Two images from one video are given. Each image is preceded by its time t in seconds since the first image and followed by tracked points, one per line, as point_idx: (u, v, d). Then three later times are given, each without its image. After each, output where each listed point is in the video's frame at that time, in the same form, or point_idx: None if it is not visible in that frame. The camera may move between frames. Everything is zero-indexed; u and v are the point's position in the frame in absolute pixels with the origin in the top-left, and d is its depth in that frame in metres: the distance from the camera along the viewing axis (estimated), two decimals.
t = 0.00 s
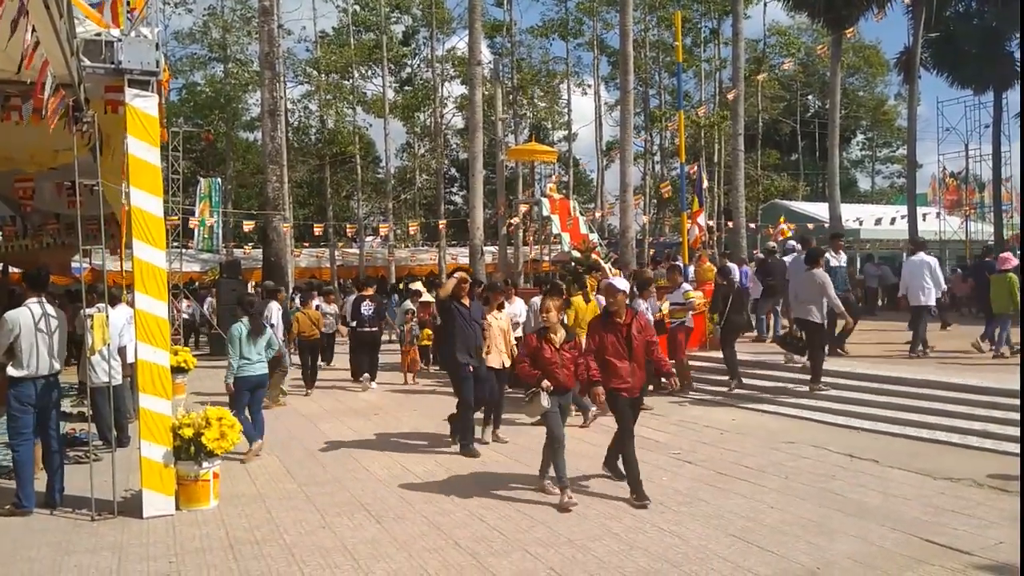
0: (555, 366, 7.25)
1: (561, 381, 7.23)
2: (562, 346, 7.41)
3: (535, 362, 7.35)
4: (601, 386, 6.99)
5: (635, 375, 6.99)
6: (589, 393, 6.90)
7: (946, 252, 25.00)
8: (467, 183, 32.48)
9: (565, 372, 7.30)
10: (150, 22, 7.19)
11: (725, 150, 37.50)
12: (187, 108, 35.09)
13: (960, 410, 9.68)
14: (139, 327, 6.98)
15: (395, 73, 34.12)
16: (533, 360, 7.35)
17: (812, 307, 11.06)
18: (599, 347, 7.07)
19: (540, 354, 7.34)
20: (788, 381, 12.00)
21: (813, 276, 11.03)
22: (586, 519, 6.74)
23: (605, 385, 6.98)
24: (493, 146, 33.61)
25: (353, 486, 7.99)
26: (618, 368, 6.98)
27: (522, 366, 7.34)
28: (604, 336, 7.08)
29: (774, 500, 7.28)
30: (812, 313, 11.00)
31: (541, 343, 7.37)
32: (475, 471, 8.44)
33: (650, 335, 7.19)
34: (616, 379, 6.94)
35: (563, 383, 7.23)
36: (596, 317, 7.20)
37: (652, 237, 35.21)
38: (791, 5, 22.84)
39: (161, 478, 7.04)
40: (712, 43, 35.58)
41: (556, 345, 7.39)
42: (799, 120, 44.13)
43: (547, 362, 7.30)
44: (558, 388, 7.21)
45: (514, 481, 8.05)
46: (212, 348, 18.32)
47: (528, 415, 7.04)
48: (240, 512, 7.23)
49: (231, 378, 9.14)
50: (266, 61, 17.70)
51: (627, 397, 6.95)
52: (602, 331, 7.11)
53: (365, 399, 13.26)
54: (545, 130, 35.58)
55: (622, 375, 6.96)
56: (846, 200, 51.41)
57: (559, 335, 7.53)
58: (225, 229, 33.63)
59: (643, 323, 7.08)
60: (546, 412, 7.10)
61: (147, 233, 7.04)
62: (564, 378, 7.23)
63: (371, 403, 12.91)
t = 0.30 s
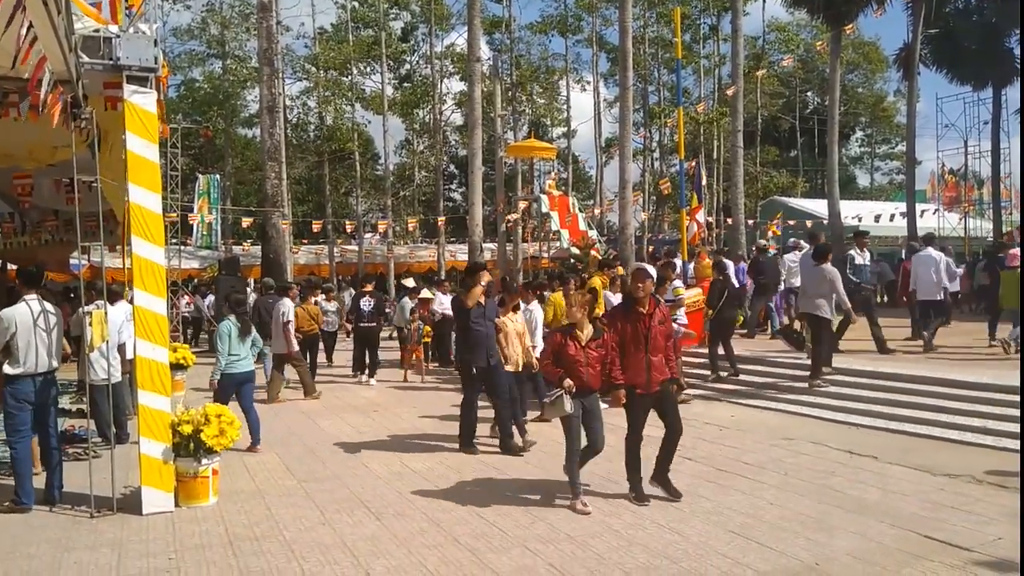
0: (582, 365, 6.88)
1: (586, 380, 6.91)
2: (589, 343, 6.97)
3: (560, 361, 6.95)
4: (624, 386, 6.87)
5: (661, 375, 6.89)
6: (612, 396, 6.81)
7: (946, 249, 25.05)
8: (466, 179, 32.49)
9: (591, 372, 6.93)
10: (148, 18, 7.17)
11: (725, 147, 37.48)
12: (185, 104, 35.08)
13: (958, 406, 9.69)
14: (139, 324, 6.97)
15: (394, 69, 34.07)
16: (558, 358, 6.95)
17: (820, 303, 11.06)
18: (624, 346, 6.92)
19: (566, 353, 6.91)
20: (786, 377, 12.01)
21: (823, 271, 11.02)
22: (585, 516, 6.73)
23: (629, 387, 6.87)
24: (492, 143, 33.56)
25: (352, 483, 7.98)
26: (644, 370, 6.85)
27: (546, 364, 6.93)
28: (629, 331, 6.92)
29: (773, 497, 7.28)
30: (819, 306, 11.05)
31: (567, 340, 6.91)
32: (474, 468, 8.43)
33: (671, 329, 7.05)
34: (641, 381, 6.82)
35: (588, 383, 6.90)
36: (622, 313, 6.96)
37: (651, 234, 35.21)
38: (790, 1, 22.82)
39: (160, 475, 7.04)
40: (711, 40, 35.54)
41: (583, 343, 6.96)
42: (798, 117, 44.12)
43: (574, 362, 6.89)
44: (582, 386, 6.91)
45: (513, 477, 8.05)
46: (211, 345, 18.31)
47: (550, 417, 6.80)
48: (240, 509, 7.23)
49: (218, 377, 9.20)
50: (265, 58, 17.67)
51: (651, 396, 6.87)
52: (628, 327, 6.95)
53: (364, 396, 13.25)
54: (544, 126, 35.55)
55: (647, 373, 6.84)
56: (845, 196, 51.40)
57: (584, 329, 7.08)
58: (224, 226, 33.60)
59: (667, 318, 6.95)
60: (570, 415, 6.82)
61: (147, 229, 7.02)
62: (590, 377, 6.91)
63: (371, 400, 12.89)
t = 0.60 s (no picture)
0: (615, 371, 6.29)
1: (620, 387, 6.31)
2: (622, 347, 6.39)
3: (591, 365, 6.38)
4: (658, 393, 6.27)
5: (697, 384, 6.25)
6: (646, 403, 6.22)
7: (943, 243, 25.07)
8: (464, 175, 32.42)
9: (625, 378, 6.33)
10: (144, 14, 7.15)
11: (722, 141, 37.48)
12: (182, 100, 35.05)
13: (957, 399, 9.69)
14: (137, 320, 6.97)
15: (391, 64, 34.02)
16: (588, 362, 6.37)
17: (827, 290, 11.13)
18: (660, 350, 6.30)
19: (597, 357, 6.33)
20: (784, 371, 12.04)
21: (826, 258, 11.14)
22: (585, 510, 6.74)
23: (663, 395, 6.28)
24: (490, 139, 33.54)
25: (352, 478, 7.98)
26: (677, 378, 6.24)
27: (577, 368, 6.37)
28: (666, 334, 6.29)
29: (771, 490, 7.28)
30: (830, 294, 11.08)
31: (598, 343, 6.36)
32: (473, 463, 8.43)
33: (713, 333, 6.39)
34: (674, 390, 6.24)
35: (622, 390, 6.30)
36: (659, 315, 6.33)
37: (650, 228, 35.21)
38: None
39: (159, 472, 7.04)
40: (709, 34, 35.52)
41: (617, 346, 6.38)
42: (796, 111, 44.10)
43: (605, 367, 6.32)
44: (615, 394, 6.31)
45: (512, 472, 8.05)
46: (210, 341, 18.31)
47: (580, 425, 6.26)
48: (238, 505, 7.23)
49: (197, 369, 9.60)
50: (262, 53, 17.63)
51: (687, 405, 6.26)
52: (665, 331, 6.31)
53: (363, 392, 13.25)
54: (542, 121, 35.54)
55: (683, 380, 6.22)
56: (843, 190, 51.40)
57: (619, 332, 6.48)
58: (222, 223, 33.60)
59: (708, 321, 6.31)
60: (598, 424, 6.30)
61: (144, 226, 7.02)
62: (624, 384, 6.30)
63: (368, 396, 12.89)
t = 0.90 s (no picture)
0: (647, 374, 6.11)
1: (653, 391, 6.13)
2: (653, 348, 6.22)
3: (622, 367, 6.18)
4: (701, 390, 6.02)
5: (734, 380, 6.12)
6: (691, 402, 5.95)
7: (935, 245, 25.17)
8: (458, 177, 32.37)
9: (656, 380, 6.18)
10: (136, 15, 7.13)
11: (715, 143, 37.56)
12: (175, 102, 34.97)
13: (948, 400, 9.73)
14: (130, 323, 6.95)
15: (385, 66, 34.00)
16: (619, 365, 6.17)
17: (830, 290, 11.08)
18: (698, 347, 6.06)
19: (628, 358, 6.14)
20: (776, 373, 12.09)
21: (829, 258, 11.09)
22: (577, 513, 6.74)
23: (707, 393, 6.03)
24: (483, 140, 33.55)
25: (345, 481, 7.97)
26: (716, 375, 6.06)
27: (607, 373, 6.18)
28: (703, 331, 6.07)
29: (764, 492, 7.30)
30: (831, 293, 11.04)
31: (628, 345, 6.16)
32: (466, 465, 8.42)
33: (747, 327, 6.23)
34: (713, 388, 6.05)
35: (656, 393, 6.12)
36: (693, 310, 6.11)
37: (643, 231, 35.28)
38: None
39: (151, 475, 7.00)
40: (702, 37, 35.60)
41: (647, 346, 6.20)
42: (789, 113, 44.24)
43: (637, 369, 6.12)
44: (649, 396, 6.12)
45: (506, 474, 8.05)
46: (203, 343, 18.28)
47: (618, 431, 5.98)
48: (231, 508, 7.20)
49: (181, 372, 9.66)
50: (255, 54, 17.60)
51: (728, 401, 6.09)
52: (698, 328, 6.07)
53: (357, 395, 13.23)
54: (536, 123, 35.56)
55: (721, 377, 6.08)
56: (836, 192, 51.57)
57: (649, 332, 6.26)
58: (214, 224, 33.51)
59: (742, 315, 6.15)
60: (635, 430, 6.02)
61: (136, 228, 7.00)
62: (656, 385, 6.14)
63: (362, 399, 12.87)
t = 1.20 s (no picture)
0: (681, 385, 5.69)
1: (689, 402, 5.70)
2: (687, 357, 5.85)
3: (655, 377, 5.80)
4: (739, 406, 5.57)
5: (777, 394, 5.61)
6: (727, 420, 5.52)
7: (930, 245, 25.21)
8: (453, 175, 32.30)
9: (691, 391, 5.81)
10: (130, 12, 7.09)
11: (710, 143, 37.57)
12: (169, 100, 34.85)
13: (941, 400, 9.75)
14: (123, 321, 6.93)
15: (380, 65, 33.93)
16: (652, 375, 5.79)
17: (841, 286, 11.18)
18: (737, 359, 5.63)
19: (660, 367, 5.77)
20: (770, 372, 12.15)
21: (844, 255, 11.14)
22: (573, 512, 6.73)
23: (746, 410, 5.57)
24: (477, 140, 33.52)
25: (340, 480, 7.96)
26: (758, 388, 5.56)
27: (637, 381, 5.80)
28: (742, 340, 5.64)
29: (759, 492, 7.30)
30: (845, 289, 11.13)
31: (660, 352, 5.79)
32: (461, 465, 8.41)
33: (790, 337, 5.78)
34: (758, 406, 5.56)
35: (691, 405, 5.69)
36: (733, 319, 5.69)
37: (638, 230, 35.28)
38: None
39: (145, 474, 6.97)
40: (697, 36, 35.61)
41: (681, 354, 5.83)
42: (784, 113, 44.28)
43: (669, 379, 5.75)
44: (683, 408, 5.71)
45: (501, 473, 8.04)
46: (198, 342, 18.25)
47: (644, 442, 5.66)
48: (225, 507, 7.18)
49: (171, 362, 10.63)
50: (250, 53, 17.55)
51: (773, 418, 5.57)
52: (738, 338, 5.65)
53: (352, 394, 13.22)
54: (531, 122, 35.53)
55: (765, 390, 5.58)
56: (830, 192, 51.63)
57: (684, 340, 5.88)
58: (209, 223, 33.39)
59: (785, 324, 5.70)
60: (663, 444, 5.67)
61: (130, 226, 6.97)
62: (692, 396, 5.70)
63: (357, 398, 12.85)
